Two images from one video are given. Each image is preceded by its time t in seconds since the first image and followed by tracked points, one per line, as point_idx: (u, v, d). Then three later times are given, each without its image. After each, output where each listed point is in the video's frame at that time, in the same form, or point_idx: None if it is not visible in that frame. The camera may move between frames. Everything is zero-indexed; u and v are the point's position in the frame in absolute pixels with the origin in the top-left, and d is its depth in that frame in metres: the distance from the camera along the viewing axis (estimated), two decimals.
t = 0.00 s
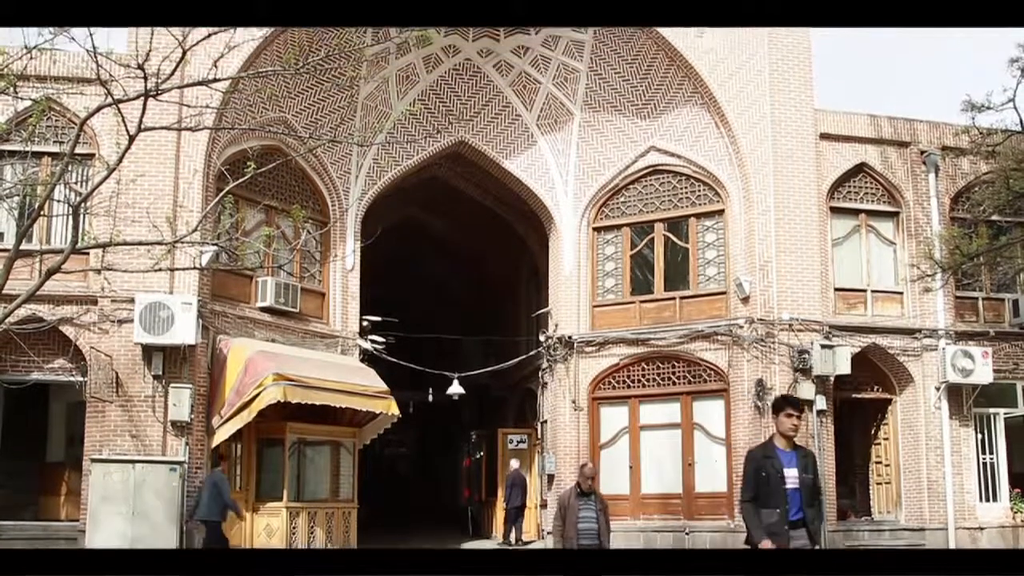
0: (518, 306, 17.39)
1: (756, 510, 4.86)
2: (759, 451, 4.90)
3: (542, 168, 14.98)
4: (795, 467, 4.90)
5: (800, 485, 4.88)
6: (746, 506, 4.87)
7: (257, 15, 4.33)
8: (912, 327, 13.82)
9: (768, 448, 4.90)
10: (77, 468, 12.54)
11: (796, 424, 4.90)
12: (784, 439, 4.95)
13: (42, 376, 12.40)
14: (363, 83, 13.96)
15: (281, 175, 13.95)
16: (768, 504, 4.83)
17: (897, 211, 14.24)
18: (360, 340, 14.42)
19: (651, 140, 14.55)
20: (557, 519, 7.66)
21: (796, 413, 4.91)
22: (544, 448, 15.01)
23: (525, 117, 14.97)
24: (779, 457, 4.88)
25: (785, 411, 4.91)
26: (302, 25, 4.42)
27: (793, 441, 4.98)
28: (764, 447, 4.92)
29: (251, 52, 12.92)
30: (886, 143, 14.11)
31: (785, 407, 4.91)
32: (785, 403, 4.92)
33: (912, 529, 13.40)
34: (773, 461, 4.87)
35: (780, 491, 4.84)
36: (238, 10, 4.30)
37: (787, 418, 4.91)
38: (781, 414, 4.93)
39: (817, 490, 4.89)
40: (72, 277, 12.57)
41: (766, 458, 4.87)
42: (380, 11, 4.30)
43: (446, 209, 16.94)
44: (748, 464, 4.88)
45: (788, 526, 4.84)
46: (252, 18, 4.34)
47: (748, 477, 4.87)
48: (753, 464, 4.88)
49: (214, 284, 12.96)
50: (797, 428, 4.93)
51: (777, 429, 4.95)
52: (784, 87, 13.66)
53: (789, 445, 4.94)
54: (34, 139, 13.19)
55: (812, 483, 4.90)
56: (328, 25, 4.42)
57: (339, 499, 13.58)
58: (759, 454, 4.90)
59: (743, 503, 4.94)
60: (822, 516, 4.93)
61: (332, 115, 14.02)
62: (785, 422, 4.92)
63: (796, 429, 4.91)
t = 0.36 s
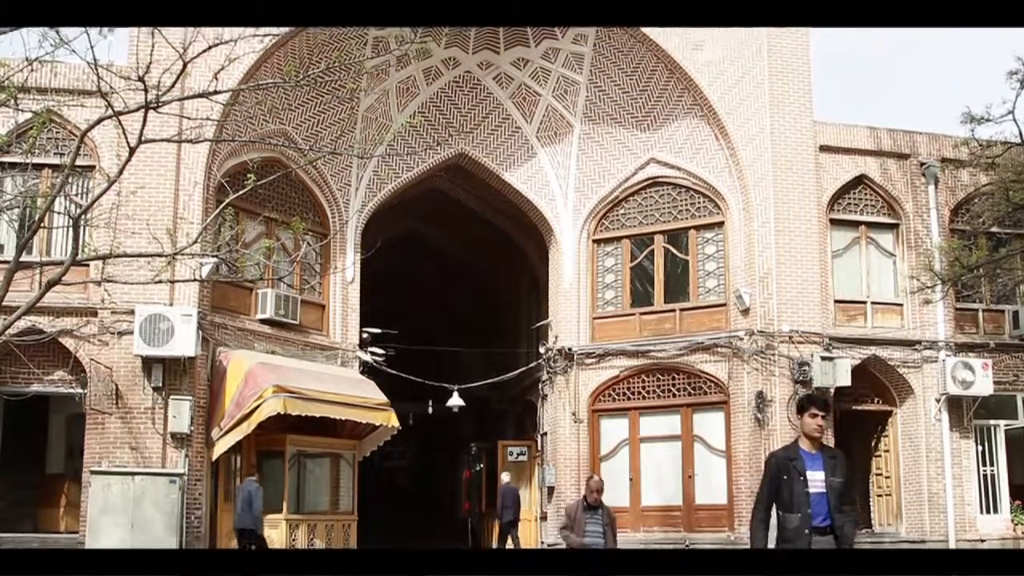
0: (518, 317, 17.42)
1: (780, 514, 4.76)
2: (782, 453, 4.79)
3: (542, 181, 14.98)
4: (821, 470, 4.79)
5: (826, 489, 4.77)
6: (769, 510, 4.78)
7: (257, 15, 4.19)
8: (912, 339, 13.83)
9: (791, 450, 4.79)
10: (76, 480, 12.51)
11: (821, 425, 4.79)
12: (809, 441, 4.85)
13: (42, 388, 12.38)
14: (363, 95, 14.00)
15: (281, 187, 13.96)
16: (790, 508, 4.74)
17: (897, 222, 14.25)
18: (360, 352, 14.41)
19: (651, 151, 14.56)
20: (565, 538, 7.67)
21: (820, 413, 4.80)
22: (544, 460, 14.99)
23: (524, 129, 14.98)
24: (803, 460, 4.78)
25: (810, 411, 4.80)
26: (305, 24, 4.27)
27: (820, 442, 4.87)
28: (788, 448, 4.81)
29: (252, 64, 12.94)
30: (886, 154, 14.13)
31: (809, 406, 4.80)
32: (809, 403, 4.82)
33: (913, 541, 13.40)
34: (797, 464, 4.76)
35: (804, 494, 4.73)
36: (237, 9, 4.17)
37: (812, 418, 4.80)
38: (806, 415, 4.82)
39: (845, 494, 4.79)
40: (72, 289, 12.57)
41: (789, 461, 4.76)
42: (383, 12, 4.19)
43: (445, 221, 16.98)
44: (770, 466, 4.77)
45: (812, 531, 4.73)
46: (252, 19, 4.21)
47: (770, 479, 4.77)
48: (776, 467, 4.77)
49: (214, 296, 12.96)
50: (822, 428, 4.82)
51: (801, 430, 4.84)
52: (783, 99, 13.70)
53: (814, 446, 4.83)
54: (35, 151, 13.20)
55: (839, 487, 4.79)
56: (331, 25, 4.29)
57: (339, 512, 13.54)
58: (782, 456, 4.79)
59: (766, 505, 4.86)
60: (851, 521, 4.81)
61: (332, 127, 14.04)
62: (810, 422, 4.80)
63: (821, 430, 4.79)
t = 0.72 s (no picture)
0: (518, 331, 17.44)
1: (803, 538, 4.53)
2: (802, 472, 4.54)
3: (542, 195, 15.02)
4: (844, 486, 4.55)
5: (851, 505, 4.53)
6: (791, 534, 4.54)
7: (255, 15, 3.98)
8: (912, 352, 13.84)
9: (811, 468, 4.54)
10: (74, 494, 12.40)
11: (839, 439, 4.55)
12: (829, 456, 4.61)
13: (41, 403, 12.34)
14: (363, 109, 14.03)
15: (281, 201, 13.97)
16: (813, 531, 4.50)
17: (897, 236, 14.27)
18: (360, 366, 14.40)
19: (651, 165, 14.60)
20: (572, 538, 8.00)
21: (838, 425, 4.58)
22: (544, 474, 14.97)
23: (525, 144, 15.02)
24: (824, 477, 4.53)
25: (828, 424, 4.58)
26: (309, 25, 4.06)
27: (841, 457, 4.63)
28: (807, 465, 4.56)
29: (252, 79, 12.96)
30: (886, 168, 14.17)
31: (826, 420, 4.57)
32: (826, 416, 4.60)
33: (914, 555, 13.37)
34: (817, 483, 4.51)
35: (826, 515, 4.49)
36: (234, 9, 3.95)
37: (830, 432, 4.58)
38: (824, 428, 4.60)
39: (873, 508, 4.54)
40: (72, 303, 12.57)
41: (810, 481, 4.51)
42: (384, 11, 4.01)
43: (445, 236, 17.02)
44: (791, 487, 4.53)
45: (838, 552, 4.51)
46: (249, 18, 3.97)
47: (789, 500, 4.53)
48: (796, 488, 4.53)
49: (214, 310, 12.95)
50: (841, 442, 4.60)
51: (819, 445, 4.62)
52: (782, 114, 13.75)
53: (835, 462, 4.59)
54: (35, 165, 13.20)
55: (865, 502, 4.54)
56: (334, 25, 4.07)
57: (339, 526, 13.50)
58: (802, 476, 4.54)
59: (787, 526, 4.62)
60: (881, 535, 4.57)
61: (332, 141, 14.06)
62: (829, 436, 4.58)
63: (839, 444, 4.57)
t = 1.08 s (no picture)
0: (518, 347, 17.44)
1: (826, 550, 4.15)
2: (823, 476, 4.24)
3: (542, 211, 15.05)
4: (866, 492, 4.25)
5: (874, 511, 4.22)
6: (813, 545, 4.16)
7: (257, 15, 3.68)
8: (912, 368, 13.84)
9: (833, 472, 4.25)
10: (73, 509, 12.46)
11: (861, 442, 4.31)
12: (849, 463, 4.35)
13: (40, 418, 12.32)
14: (363, 125, 14.03)
15: (282, 217, 13.97)
16: (839, 538, 4.14)
17: (896, 251, 14.28)
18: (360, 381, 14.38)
19: (651, 181, 14.62)
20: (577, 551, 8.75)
21: (861, 429, 4.34)
22: (544, 490, 14.95)
23: (525, 160, 15.04)
24: (847, 481, 4.23)
25: (849, 427, 4.34)
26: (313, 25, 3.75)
27: (861, 465, 4.35)
28: (828, 470, 4.26)
29: (253, 94, 12.96)
30: (886, 184, 14.20)
31: (848, 423, 4.33)
32: (848, 419, 4.36)
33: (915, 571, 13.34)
34: (841, 487, 4.20)
35: (852, 520, 4.16)
36: (235, 9, 3.65)
37: (852, 436, 4.33)
38: (844, 433, 4.36)
39: (894, 516, 4.24)
40: (71, 319, 12.55)
41: (834, 484, 4.20)
42: (385, 11, 3.72)
43: (445, 252, 17.03)
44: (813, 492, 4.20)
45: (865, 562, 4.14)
46: (252, 17, 3.70)
47: (812, 506, 4.19)
48: (819, 492, 4.19)
49: (214, 325, 12.95)
50: (863, 447, 4.34)
51: (839, 451, 4.36)
52: (782, 130, 13.78)
53: (856, 467, 4.32)
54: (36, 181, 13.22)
55: (888, 508, 4.25)
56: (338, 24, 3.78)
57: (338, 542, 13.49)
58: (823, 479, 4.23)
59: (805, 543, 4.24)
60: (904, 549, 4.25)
61: (332, 157, 14.07)
62: (850, 440, 4.33)
63: (861, 447, 4.32)
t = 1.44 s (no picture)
0: (518, 363, 17.47)
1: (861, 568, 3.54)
2: (861, 486, 3.61)
3: (541, 225, 15.07)
4: (909, 503, 3.62)
5: (915, 526, 3.60)
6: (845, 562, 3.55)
7: (256, 15, 3.38)
8: (912, 383, 13.85)
9: (872, 480, 3.60)
10: (72, 523, 12.31)
11: (907, 449, 3.66)
12: (891, 470, 3.68)
13: (40, 433, 12.29)
14: (363, 140, 14.05)
15: (282, 231, 13.98)
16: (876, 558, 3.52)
17: (896, 265, 14.31)
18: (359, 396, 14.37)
19: (650, 196, 14.65)
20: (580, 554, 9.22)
21: (906, 434, 3.68)
22: (544, 504, 14.93)
23: (525, 174, 15.06)
24: (890, 490, 3.60)
25: (894, 432, 3.67)
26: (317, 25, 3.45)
27: (904, 473, 3.69)
28: (867, 478, 3.62)
29: (253, 109, 12.95)
30: (885, 199, 14.23)
31: (893, 426, 3.68)
32: (890, 422, 3.72)
33: None
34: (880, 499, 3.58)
35: (890, 538, 3.54)
36: (233, 8, 3.35)
37: (894, 441, 3.67)
38: (886, 438, 3.70)
39: (938, 534, 3.61)
40: (71, 333, 12.53)
41: (873, 494, 3.58)
42: (386, 11, 3.42)
43: (444, 267, 17.05)
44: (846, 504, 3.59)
45: None
46: (250, 18, 3.39)
47: (846, 521, 3.56)
48: (854, 503, 3.58)
49: (214, 340, 12.94)
50: (907, 453, 3.68)
51: (881, 456, 3.69)
52: (781, 145, 13.85)
53: (898, 475, 3.66)
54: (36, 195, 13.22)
55: (932, 524, 3.61)
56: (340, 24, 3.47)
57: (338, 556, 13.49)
58: (859, 489, 3.60)
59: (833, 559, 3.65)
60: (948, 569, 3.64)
61: (332, 172, 14.08)
62: (893, 445, 3.67)
63: (907, 455, 3.66)
